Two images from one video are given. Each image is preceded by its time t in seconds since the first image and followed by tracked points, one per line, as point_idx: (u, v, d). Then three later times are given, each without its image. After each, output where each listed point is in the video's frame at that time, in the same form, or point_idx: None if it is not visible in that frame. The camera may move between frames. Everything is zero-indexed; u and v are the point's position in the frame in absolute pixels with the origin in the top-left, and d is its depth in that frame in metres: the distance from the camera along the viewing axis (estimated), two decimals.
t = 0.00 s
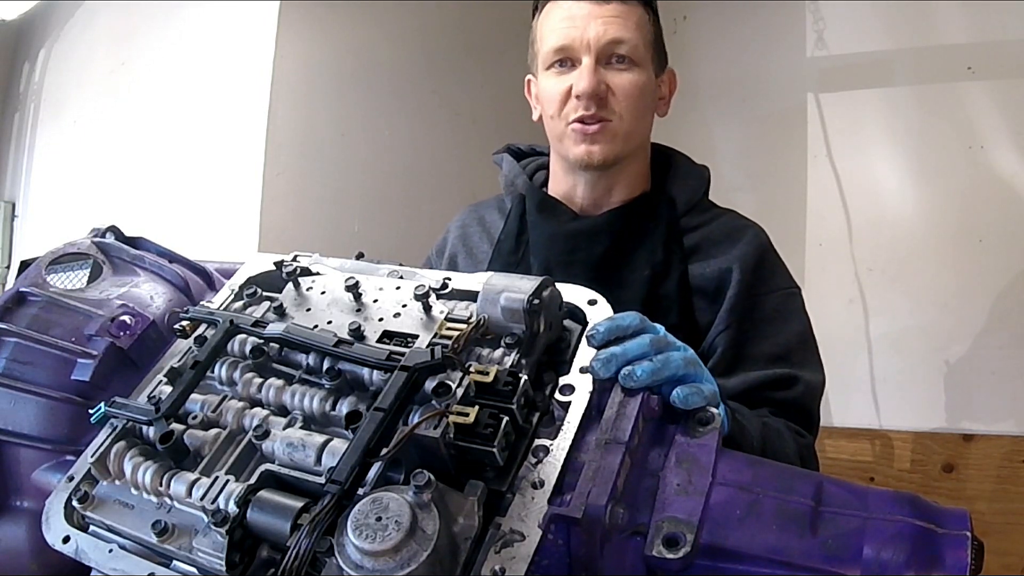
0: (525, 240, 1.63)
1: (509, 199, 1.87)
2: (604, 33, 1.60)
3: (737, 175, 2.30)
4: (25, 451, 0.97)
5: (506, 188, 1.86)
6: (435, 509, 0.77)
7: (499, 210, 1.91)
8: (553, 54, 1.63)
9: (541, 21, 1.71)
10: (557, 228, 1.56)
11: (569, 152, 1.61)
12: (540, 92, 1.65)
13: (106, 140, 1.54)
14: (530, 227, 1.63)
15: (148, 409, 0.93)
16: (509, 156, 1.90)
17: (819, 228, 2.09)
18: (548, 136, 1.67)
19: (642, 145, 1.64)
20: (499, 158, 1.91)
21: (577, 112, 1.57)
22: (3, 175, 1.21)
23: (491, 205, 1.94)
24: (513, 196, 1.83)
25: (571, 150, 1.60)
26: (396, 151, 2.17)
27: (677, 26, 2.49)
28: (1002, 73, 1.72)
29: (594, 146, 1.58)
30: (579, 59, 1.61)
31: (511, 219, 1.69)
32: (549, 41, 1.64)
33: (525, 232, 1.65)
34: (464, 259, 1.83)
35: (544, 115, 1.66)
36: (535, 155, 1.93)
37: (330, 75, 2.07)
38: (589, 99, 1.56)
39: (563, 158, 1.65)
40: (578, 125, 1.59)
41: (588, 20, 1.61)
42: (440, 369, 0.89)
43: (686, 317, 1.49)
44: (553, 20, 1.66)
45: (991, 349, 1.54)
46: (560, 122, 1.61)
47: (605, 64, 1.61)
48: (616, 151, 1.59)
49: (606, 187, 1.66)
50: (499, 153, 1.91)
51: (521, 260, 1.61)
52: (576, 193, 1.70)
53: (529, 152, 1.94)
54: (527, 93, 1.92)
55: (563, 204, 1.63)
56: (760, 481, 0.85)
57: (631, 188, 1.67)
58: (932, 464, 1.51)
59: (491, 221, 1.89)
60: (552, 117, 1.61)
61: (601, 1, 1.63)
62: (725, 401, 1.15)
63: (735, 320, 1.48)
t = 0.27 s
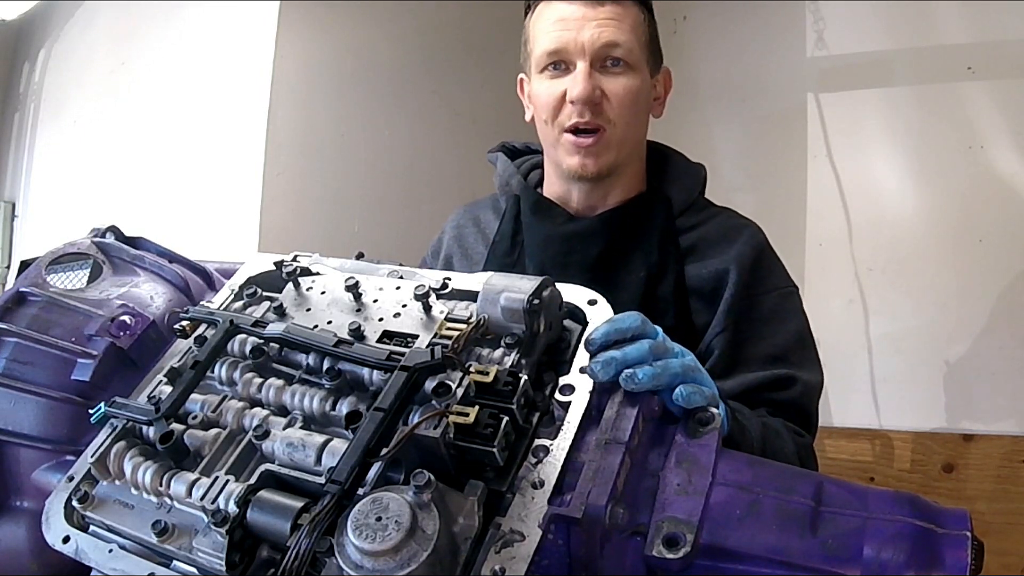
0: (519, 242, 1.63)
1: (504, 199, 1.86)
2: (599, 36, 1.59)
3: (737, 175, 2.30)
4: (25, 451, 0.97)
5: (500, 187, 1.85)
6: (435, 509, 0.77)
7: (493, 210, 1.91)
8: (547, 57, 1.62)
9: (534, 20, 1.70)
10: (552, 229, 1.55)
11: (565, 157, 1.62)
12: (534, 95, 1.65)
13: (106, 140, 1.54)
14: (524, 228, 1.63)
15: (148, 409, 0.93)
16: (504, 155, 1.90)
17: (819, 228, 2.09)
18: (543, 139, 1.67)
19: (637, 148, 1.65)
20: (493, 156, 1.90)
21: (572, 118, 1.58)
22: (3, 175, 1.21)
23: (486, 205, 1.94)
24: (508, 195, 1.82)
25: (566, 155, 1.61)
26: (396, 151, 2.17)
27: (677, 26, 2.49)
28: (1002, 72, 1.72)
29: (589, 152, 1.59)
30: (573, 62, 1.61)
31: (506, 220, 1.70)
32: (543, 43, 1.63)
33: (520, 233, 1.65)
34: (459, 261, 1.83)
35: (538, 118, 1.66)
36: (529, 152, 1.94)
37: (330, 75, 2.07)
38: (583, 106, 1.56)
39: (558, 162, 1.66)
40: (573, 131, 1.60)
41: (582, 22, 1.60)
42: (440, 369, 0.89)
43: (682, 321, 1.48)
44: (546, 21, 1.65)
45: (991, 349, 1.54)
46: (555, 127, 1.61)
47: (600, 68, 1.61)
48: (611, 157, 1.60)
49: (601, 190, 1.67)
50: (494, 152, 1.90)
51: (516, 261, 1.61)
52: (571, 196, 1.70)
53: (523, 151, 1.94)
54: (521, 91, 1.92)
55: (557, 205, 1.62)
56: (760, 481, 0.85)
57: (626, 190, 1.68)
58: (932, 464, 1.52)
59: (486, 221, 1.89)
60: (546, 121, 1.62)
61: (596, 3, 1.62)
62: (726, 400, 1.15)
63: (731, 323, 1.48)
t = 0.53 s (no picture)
0: (516, 241, 1.63)
1: (500, 199, 1.87)
2: (605, 39, 1.58)
3: (737, 175, 2.30)
4: (25, 451, 0.97)
5: (495, 188, 1.86)
6: (435, 509, 0.77)
7: (489, 210, 1.90)
8: (552, 58, 1.61)
9: (538, 18, 1.68)
10: (548, 229, 1.54)
11: (566, 159, 1.62)
12: (536, 94, 1.64)
13: (107, 141, 1.54)
14: (520, 227, 1.63)
15: (148, 409, 0.93)
16: (499, 155, 1.89)
17: (818, 229, 2.09)
18: (543, 138, 1.67)
19: (637, 152, 1.65)
20: (487, 158, 1.90)
21: (575, 120, 1.58)
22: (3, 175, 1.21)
23: (482, 205, 1.94)
24: (503, 196, 1.83)
25: (567, 157, 1.61)
26: (396, 151, 2.17)
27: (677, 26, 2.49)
28: (1002, 72, 1.72)
29: (590, 155, 1.59)
30: (579, 65, 1.60)
31: (502, 220, 1.69)
32: (547, 43, 1.62)
33: (516, 233, 1.65)
34: (456, 262, 1.83)
35: (539, 117, 1.65)
36: (524, 152, 1.94)
37: (330, 75, 2.07)
38: (589, 110, 1.56)
39: (557, 163, 1.66)
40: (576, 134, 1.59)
41: (589, 24, 1.60)
42: (440, 369, 0.89)
43: (677, 323, 1.49)
44: (551, 19, 1.64)
45: (991, 349, 1.54)
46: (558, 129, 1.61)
47: (605, 71, 1.60)
48: (612, 160, 1.60)
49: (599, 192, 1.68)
50: (489, 152, 1.90)
51: (513, 261, 1.61)
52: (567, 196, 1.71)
53: (518, 151, 1.95)
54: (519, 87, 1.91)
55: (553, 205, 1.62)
56: (760, 481, 0.84)
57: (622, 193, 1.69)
58: (932, 464, 1.52)
59: (483, 221, 1.88)
60: (549, 123, 1.62)
61: (603, 5, 1.61)
62: (727, 397, 1.15)
63: (729, 319, 1.48)
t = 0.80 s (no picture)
0: (519, 241, 1.63)
1: (503, 199, 1.87)
2: (617, 46, 1.57)
3: (737, 175, 2.30)
4: (25, 451, 0.97)
5: (499, 188, 1.86)
6: (435, 509, 0.77)
7: (492, 210, 1.91)
8: (562, 61, 1.61)
9: (548, 19, 1.67)
10: (550, 230, 1.54)
11: (573, 163, 1.62)
12: (545, 97, 1.64)
13: (106, 141, 1.54)
14: (523, 228, 1.62)
15: (148, 409, 0.93)
16: (502, 155, 1.90)
17: (818, 228, 2.09)
18: (550, 141, 1.67)
19: (644, 158, 1.66)
20: (490, 158, 1.91)
21: (585, 127, 1.58)
22: (3, 175, 1.21)
23: (485, 205, 1.94)
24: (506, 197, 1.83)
25: (574, 162, 1.62)
26: (396, 151, 2.17)
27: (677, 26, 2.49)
28: (1002, 72, 1.72)
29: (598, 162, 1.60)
30: (589, 71, 1.60)
31: (505, 220, 1.69)
32: (558, 46, 1.61)
33: (520, 233, 1.65)
34: (458, 261, 1.83)
35: (547, 121, 1.65)
36: (528, 153, 1.94)
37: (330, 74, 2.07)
38: (600, 117, 1.56)
39: (564, 166, 1.67)
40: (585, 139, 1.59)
41: (601, 29, 1.59)
42: (440, 369, 0.89)
43: (681, 321, 1.49)
44: (562, 22, 1.63)
45: (991, 349, 1.54)
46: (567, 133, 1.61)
47: (615, 77, 1.60)
48: (619, 168, 1.61)
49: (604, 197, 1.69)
50: (492, 153, 1.90)
51: (515, 261, 1.61)
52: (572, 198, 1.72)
53: (521, 151, 1.94)
54: (524, 86, 1.91)
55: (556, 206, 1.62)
56: (760, 481, 0.84)
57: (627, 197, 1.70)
58: (932, 463, 1.52)
59: (485, 220, 1.89)
60: (558, 127, 1.61)
61: (615, 10, 1.60)
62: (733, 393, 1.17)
63: (730, 319, 1.49)
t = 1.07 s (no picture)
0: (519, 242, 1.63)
1: (504, 200, 1.87)
2: (610, 49, 1.56)
3: (737, 175, 2.30)
4: (25, 451, 0.97)
5: (500, 189, 1.86)
6: (435, 509, 0.77)
7: (492, 210, 1.91)
8: (556, 66, 1.60)
9: (541, 22, 1.66)
10: (550, 231, 1.55)
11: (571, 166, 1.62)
12: (541, 101, 1.64)
13: (106, 141, 1.54)
14: (523, 228, 1.62)
15: (148, 409, 0.93)
16: (502, 156, 1.90)
17: (818, 228, 2.09)
18: (547, 144, 1.67)
19: (642, 157, 1.66)
20: (490, 159, 1.91)
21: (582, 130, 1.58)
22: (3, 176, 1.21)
23: (485, 205, 1.94)
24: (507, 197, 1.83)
25: (573, 164, 1.62)
26: (396, 151, 2.17)
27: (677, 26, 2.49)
28: (1002, 72, 1.72)
29: (596, 164, 1.60)
30: (584, 74, 1.59)
31: (505, 221, 1.69)
32: (551, 50, 1.60)
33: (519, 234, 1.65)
34: (459, 262, 1.82)
35: (544, 124, 1.65)
36: (528, 154, 1.93)
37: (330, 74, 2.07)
38: (595, 120, 1.56)
39: (563, 169, 1.67)
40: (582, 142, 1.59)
41: (594, 32, 1.58)
42: (440, 369, 0.89)
43: (681, 321, 1.49)
44: (556, 25, 1.62)
45: (990, 349, 1.54)
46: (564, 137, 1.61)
47: (610, 80, 1.59)
48: (618, 169, 1.61)
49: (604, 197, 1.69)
50: (492, 153, 1.90)
51: (515, 262, 1.61)
52: (572, 199, 1.72)
53: (522, 152, 1.94)
54: (521, 87, 1.90)
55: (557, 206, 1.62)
56: (760, 481, 0.84)
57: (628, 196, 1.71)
58: (931, 464, 1.52)
59: (485, 220, 1.89)
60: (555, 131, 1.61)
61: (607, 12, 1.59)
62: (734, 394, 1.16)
63: (730, 319, 1.49)
